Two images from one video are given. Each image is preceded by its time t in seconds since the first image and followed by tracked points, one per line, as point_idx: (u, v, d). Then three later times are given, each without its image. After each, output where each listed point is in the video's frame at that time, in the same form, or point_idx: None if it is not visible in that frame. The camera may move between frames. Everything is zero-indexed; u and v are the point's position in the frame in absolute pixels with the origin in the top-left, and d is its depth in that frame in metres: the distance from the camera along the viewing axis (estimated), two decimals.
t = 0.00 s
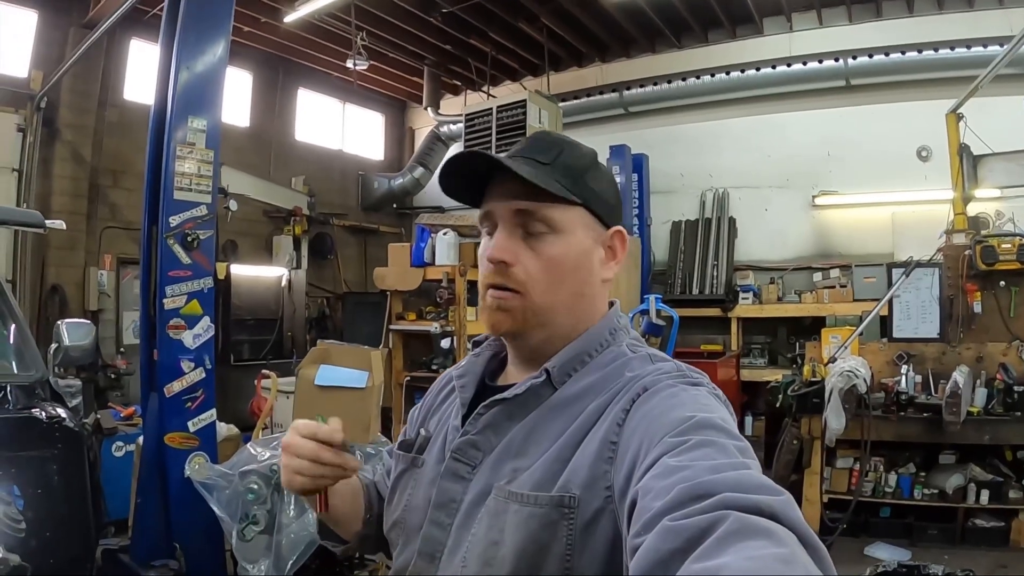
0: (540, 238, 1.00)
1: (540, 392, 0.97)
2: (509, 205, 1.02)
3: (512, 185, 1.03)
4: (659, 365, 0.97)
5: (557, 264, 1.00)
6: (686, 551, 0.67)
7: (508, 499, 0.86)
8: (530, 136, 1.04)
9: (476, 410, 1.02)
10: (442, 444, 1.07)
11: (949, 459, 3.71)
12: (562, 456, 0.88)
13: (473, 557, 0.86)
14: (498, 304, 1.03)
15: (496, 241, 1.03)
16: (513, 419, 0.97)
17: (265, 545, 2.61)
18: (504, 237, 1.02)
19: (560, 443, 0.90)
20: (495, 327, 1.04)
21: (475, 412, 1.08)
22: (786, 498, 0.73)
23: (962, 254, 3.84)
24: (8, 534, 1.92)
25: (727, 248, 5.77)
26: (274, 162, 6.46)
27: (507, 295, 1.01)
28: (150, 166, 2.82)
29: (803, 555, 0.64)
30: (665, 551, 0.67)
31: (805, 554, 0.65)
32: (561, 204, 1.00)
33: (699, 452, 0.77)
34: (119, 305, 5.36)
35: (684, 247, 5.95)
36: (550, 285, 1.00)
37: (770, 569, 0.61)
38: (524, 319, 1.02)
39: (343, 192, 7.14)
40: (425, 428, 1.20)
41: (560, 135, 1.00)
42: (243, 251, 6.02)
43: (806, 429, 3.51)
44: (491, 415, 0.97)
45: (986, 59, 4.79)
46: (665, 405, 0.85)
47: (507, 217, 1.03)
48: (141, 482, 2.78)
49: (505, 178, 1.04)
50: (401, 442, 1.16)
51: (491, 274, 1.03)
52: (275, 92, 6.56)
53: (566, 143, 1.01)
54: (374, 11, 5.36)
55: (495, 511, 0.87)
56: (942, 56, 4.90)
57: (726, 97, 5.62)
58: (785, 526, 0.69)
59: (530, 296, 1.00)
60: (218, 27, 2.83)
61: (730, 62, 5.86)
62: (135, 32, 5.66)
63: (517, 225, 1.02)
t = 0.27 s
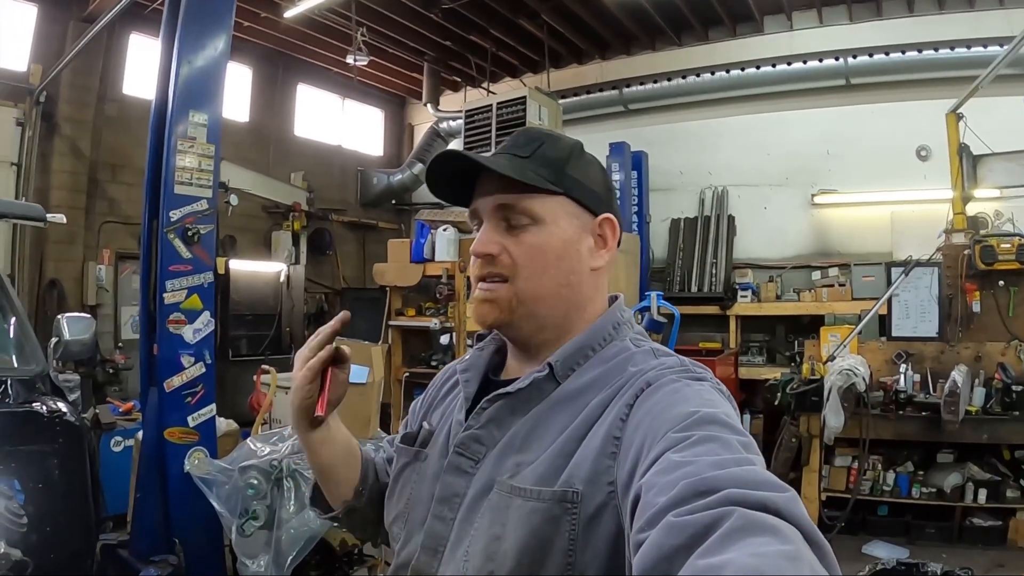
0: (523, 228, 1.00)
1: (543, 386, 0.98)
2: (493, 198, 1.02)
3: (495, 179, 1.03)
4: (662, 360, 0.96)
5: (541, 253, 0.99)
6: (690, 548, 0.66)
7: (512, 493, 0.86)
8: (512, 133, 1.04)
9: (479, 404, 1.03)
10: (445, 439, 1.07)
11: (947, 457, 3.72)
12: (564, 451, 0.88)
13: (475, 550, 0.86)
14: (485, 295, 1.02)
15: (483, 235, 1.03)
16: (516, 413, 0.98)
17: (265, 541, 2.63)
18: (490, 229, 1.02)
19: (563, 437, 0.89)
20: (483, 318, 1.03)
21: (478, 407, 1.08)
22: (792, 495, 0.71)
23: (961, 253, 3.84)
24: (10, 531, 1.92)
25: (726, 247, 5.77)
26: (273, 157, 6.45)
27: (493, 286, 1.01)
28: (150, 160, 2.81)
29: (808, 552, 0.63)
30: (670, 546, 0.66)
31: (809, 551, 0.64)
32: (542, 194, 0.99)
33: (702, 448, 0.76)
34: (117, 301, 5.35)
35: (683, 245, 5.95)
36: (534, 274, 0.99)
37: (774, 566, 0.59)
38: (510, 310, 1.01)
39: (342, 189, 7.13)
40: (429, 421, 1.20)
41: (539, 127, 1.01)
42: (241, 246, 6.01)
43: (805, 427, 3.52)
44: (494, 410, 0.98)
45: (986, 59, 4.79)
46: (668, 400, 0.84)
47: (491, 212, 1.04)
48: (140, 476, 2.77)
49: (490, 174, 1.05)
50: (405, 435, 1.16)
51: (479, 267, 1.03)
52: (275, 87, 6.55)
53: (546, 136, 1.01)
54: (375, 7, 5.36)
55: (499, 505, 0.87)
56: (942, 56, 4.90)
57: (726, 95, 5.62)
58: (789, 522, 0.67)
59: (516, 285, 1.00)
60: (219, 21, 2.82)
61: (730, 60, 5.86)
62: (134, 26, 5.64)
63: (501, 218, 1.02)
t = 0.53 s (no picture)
0: (585, 226, 1.03)
1: (541, 386, 0.97)
2: (561, 188, 1.04)
3: (565, 171, 1.06)
4: (661, 360, 0.96)
5: (597, 251, 1.02)
6: (686, 551, 0.66)
7: (510, 494, 0.86)
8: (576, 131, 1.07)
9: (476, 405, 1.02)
10: (442, 440, 1.06)
11: (943, 454, 3.73)
12: (562, 452, 0.87)
13: (473, 551, 0.86)
14: (533, 280, 1.01)
15: (542, 221, 1.03)
16: (513, 414, 0.97)
17: (263, 537, 2.63)
18: (550, 217, 1.03)
19: (561, 439, 0.89)
20: (527, 305, 1.02)
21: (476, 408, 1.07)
22: (789, 496, 0.71)
23: (958, 250, 3.81)
24: (10, 528, 1.88)
25: (723, 243, 5.78)
26: (270, 151, 6.44)
27: (546, 271, 1.00)
28: (148, 155, 2.80)
29: (805, 554, 0.63)
30: (667, 550, 0.66)
31: (805, 553, 0.64)
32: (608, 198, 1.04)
33: (699, 450, 0.76)
34: (113, 295, 5.34)
35: (680, 241, 5.96)
36: (587, 270, 1.01)
37: (771, 568, 0.59)
38: (558, 300, 1.01)
39: (339, 183, 7.12)
40: (427, 423, 1.20)
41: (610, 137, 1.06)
42: (238, 240, 5.99)
43: (801, 422, 3.54)
44: (491, 411, 0.97)
45: (983, 55, 4.80)
46: (665, 401, 0.84)
47: (553, 201, 1.05)
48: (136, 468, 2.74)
49: (555, 164, 1.06)
50: (402, 439, 1.17)
51: (531, 251, 1.02)
52: (272, 81, 6.53)
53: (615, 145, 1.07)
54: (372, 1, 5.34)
55: (496, 506, 0.87)
56: (940, 53, 4.90)
57: (724, 91, 5.61)
58: (786, 524, 0.67)
59: (568, 277, 1.00)
60: (217, 15, 2.81)
61: (728, 56, 5.85)
62: (131, 19, 5.62)
63: (562, 210, 1.04)
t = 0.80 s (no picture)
0: (580, 230, 1.01)
1: (539, 384, 0.97)
2: (554, 191, 1.02)
3: (557, 172, 1.03)
4: (658, 358, 0.96)
5: (592, 256, 1.02)
6: (685, 547, 0.66)
7: (508, 492, 0.86)
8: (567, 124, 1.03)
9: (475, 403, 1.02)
10: (439, 437, 1.06)
11: (939, 453, 3.74)
12: (560, 449, 0.87)
13: (472, 548, 0.86)
14: (528, 289, 1.01)
15: (537, 225, 1.02)
16: (511, 412, 0.97)
17: (259, 537, 2.60)
18: (545, 221, 1.02)
19: (559, 436, 0.89)
20: (521, 310, 1.03)
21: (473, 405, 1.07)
22: (787, 492, 0.71)
23: (954, 252, 3.84)
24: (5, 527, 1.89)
25: (719, 243, 5.79)
26: (266, 150, 6.43)
27: (541, 280, 1.01)
28: (144, 153, 2.79)
29: (803, 550, 0.63)
30: (665, 546, 0.66)
31: (803, 549, 0.64)
32: (604, 199, 1.02)
33: (697, 447, 0.76)
34: (109, 294, 5.32)
35: (676, 241, 5.96)
36: (582, 276, 1.01)
37: (769, 563, 0.59)
38: (553, 307, 1.01)
39: (336, 183, 7.11)
40: (425, 420, 1.20)
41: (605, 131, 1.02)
42: (234, 239, 5.98)
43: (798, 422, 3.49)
44: (488, 409, 0.97)
45: (979, 57, 4.82)
46: (663, 398, 0.84)
47: (547, 203, 1.03)
48: (133, 466, 2.73)
49: (549, 164, 1.04)
50: (400, 436, 1.17)
51: (526, 256, 1.01)
52: (268, 80, 6.52)
53: (611, 142, 1.04)
54: None
55: (495, 503, 0.87)
56: (936, 54, 4.92)
57: (721, 92, 5.62)
58: (784, 521, 0.67)
59: (563, 284, 1.01)
60: (213, 13, 2.80)
61: (725, 56, 5.86)
62: (127, 17, 5.60)
63: (557, 213, 1.02)
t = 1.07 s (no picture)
0: (540, 233, 0.98)
1: (539, 388, 0.97)
2: (509, 199, 1.01)
3: (510, 179, 1.02)
4: (658, 362, 0.96)
5: (556, 257, 0.98)
6: (687, 552, 0.67)
7: (507, 496, 0.86)
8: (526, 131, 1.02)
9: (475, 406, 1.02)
10: (440, 442, 1.07)
11: (940, 454, 3.73)
12: (559, 453, 0.87)
13: (471, 553, 0.86)
14: (493, 299, 1.01)
15: (495, 235, 1.01)
16: (511, 415, 0.97)
17: (260, 538, 2.60)
18: (503, 230, 1.01)
19: (559, 440, 0.89)
20: (491, 322, 1.02)
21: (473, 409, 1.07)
22: (788, 498, 0.72)
23: (955, 252, 3.83)
24: (6, 529, 1.88)
25: (719, 243, 5.79)
26: (266, 150, 6.43)
27: (505, 290, 1.00)
28: (144, 155, 2.79)
29: (803, 555, 0.64)
30: (666, 551, 0.67)
31: (805, 554, 0.64)
32: (560, 197, 0.98)
33: (698, 452, 0.76)
34: (108, 294, 5.31)
35: (676, 241, 5.97)
36: (547, 280, 0.98)
37: (769, 569, 0.60)
38: (520, 315, 1.00)
39: (336, 183, 7.11)
40: (424, 424, 1.20)
41: (559, 127, 0.99)
42: (233, 240, 5.98)
43: (798, 423, 3.50)
44: (488, 413, 0.97)
45: (979, 58, 4.81)
46: (664, 402, 0.84)
47: (506, 212, 1.02)
48: (133, 468, 2.74)
49: (504, 172, 1.03)
50: (400, 439, 1.17)
51: (489, 268, 1.01)
52: (268, 80, 6.52)
53: (565, 136, 0.99)
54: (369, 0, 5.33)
55: (494, 507, 0.87)
56: (936, 55, 4.92)
57: (721, 92, 5.62)
58: (785, 526, 0.68)
59: (526, 291, 0.99)
60: (213, 13, 2.80)
61: (725, 57, 5.86)
62: (127, 17, 5.60)
63: (515, 219, 1.01)
